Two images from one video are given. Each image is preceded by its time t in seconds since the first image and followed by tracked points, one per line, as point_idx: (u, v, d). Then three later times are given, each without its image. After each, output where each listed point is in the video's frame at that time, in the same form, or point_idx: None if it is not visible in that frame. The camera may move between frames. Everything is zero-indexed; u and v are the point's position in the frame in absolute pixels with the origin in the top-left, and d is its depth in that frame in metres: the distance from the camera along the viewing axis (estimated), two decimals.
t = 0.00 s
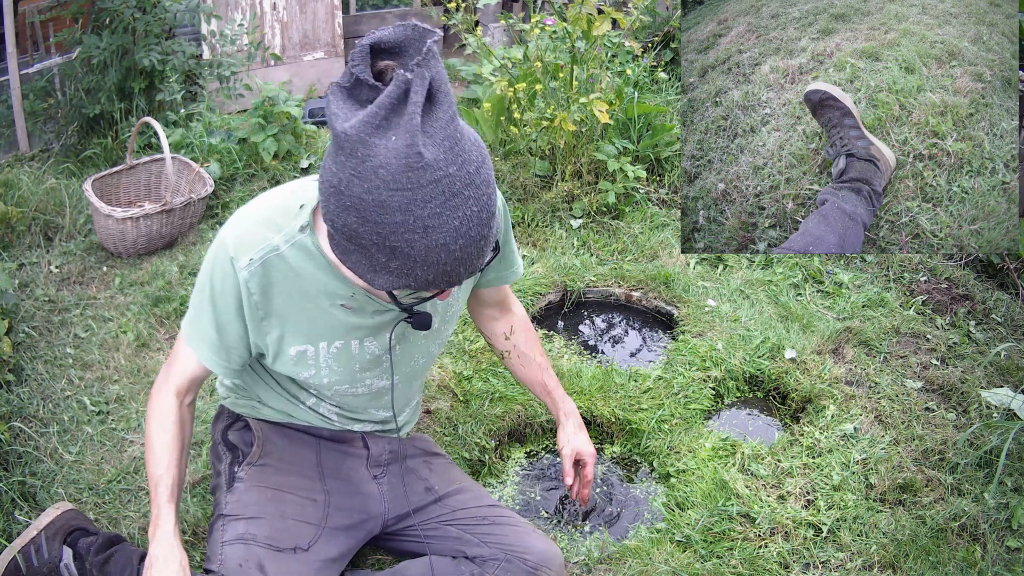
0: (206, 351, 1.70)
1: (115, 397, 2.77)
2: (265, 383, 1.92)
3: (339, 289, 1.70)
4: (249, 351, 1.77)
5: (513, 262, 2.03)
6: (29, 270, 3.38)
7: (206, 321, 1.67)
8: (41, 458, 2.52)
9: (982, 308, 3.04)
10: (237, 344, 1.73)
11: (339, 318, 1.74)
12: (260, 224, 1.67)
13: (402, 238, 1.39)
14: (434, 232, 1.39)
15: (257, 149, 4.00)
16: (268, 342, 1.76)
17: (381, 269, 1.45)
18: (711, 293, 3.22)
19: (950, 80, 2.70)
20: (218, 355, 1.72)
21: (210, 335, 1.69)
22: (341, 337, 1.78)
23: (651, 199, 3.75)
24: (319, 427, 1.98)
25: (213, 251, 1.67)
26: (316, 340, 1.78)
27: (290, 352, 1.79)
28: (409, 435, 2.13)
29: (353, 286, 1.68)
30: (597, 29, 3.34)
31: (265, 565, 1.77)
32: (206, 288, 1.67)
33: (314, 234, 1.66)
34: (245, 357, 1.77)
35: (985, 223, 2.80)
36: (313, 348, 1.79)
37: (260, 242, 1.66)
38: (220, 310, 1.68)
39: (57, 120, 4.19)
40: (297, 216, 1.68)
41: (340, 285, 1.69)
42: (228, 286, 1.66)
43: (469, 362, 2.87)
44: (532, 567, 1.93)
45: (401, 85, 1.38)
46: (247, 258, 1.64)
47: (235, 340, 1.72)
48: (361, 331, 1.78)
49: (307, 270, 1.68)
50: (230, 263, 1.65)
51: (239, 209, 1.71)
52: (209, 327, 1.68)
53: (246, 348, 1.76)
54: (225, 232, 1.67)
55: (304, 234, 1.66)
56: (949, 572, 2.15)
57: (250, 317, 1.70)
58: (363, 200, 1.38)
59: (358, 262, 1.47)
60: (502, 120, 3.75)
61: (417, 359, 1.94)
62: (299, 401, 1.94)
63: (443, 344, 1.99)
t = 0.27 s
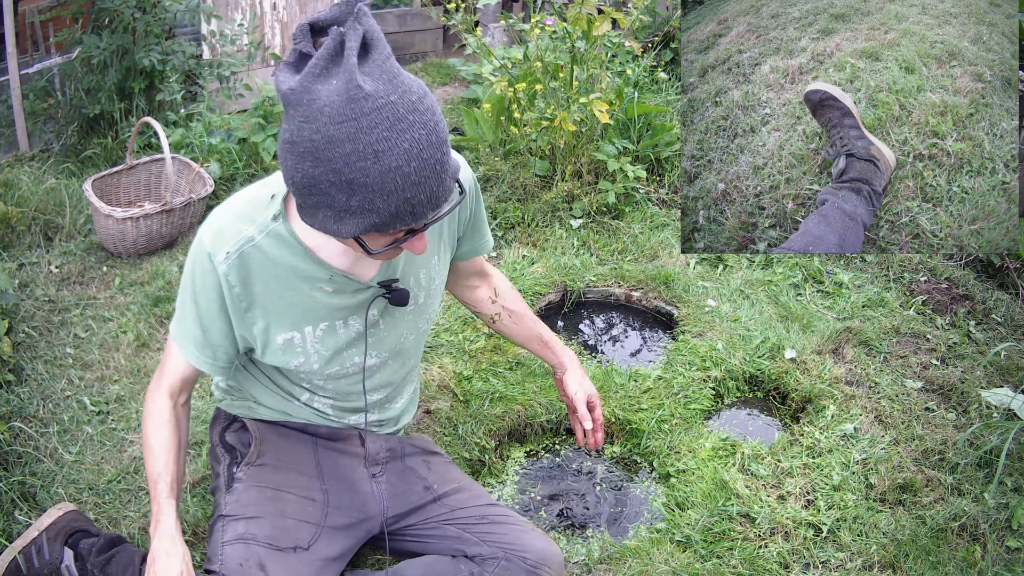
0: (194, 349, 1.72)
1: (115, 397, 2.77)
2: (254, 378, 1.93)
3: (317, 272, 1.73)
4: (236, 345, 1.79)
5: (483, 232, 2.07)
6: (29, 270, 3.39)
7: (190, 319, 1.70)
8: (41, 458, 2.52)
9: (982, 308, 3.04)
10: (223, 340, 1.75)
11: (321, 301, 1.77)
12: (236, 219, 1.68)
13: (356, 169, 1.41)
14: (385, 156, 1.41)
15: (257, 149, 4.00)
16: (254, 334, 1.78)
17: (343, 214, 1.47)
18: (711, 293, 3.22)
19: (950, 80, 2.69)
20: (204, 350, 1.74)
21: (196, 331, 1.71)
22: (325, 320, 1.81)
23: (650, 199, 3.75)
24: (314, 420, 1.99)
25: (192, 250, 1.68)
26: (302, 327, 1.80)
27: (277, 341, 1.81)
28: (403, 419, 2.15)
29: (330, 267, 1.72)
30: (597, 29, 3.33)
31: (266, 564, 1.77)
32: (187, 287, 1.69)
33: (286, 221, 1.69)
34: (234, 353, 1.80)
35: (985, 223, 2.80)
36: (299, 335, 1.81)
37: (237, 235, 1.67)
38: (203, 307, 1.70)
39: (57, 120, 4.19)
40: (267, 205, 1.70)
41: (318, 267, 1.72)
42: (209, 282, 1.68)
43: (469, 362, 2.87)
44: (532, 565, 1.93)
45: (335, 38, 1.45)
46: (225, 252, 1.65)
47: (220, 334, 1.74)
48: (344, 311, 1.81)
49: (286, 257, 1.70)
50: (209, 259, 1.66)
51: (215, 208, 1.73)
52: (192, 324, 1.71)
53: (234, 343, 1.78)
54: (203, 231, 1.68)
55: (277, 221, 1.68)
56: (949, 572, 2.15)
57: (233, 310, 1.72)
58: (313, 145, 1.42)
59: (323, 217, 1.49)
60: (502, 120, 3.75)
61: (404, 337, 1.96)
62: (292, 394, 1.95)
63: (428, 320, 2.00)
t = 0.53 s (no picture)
0: (194, 348, 1.76)
1: (115, 397, 2.77)
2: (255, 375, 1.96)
3: (313, 267, 1.75)
4: (237, 342, 1.82)
5: (475, 222, 2.10)
6: (29, 270, 3.39)
7: (189, 319, 1.74)
8: (41, 458, 2.52)
9: (982, 308, 3.04)
10: (222, 339, 1.78)
11: (318, 295, 1.79)
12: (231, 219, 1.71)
13: (355, 101, 1.46)
14: (376, 79, 1.48)
15: (258, 149, 4.00)
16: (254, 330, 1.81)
17: (360, 153, 1.50)
18: (711, 293, 3.22)
19: (950, 80, 2.69)
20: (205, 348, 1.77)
21: (195, 331, 1.75)
22: (323, 314, 1.82)
23: (650, 199, 3.75)
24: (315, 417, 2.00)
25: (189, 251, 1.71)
26: (301, 320, 1.82)
27: (276, 335, 1.83)
28: (405, 413, 2.15)
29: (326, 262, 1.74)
30: (597, 29, 3.33)
31: (265, 561, 1.78)
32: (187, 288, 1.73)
33: (279, 217, 1.71)
34: (236, 351, 1.82)
35: (985, 223, 2.80)
36: (299, 329, 1.82)
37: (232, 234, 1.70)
38: (200, 306, 1.73)
39: (58, 120, 4.19)
40: (260, 203, 1.73)
41: (313, 259, 1.74)
42: (206, 281, 1.71)
43: (469, 362, 2.87)
44: (532, 565, 1.93)
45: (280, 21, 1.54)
46: (219, 252, 1.68)
47: (219, 333, 1.77)
48: (341, 305, 1.82)
49: (281, 253, 1.72)
50: (205, 259, 1.69)
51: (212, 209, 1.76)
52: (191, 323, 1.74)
53: (234, 340, 1.81)
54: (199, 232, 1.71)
55: (270, 219, 1.70)
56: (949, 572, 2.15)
57: (231, 308, 1.75)
58: (304, 100, 1.46)
59: (342, 171, 1.52)
60: (502, 120, 3.75)
61: (404, 328, 1.96)
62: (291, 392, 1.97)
63: (428, 310, 2.00)
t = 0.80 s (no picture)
0: (191, 339, 1.76)
1: (115, 397, 2.77)
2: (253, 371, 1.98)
3: (312, 257, 1.76)
4: (235, 334, 1.82)
5: (468, 217, 2.14)
6: (29, 270, 3.38)
7: (188, 309, 1.74)
8: (41, 458, 2.52)
9: (982, 308, 3.04)
10: (220, 330, 1.79)
11: (317, 286, 1.79)
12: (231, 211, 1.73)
13: (359, 63, 1.49)
14: (375, 41, 1.51)
15: (257, 149, 4.00)
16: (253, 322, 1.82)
17: (371, 115, 1.52)
18: (711, 293, 3.22)
19: (950, 80, 2.69)
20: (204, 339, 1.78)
21: (194, 322, 1.76)
22: (322, 305, 1.83)
23: (650, 199, 3.75)
24: (315, 414, 2.01)
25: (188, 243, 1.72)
26: (300, 311, 1.82)
27: (275, 327, 1.83)
28: (405, 411, 2.16)
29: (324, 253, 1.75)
30: (597, 29, 3.33)
31: (265, 561, 1.78)
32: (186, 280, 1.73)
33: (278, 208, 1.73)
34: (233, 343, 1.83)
35: (985, 223, 2.80)
36: (297, 320, 1.83)
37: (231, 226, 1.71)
38: (199, 297, 1.74)
39: (57, 120, 4.19)
40: (259, 195, 1.75)
41: (312, 250, 1.75)
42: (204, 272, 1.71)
43: (469, 362, 2.87)
44: (531, 565, 1.93)
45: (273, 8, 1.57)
46: (218, 242, 1.69)
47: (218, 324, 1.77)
48: (340, 295, 1.83)
49: (281, 243, 1.73)
50: (204, 251, 1.70)
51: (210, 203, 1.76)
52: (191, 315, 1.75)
53: (232, 332, 1.81)
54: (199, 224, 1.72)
55: (270, 210, 1.71)
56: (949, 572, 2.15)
57: (230, 299, 1.75)
58: (310, 70, 1.48)
59: (354, 137, 1.53)
60: (502, 120, 3.76)
61: (404, 320, 1.97)
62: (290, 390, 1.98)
63: (427, 304, 2.01)
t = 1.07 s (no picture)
0: (188, 328, 1.77)
1: (115, 397, 2.77)
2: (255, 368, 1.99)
3: (317, 251, 1.76)
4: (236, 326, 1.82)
5: (464, 217, 2.17)
6: (29, 270, 3.38)
7: (189, 300, 1.74)
8: (41, 458, 2.52)
9: (982, 307, 3.04)
10: (219, 321, 1.79)
11: (321, 281, 1.79)
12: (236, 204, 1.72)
13: (303, 49, 1.55)
14: (326, 31, 1.55)
15: (257, 149, 4.00)
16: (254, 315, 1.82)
17: (301, 100, 1.56)
18: (711, 293, 3.22)
19: (950, 80, 2.69)
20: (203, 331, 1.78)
21: (194, 313, 1.76)
22: (325, 300, 1.83)
23: (650, 199, 3.75)
24: (316, 414, 2.02)
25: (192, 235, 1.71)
26: (304, 306, 1.82)
27: (277, 321, 1.83)
28: (403, 408, 2.18)
29: (330, 247, 1.75)
30: (597, 29, 3.33)
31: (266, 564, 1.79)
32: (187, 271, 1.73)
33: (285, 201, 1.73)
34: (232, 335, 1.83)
35: (985, 223, 2.80)
36: (300, 315, 1.83)
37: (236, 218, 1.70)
38: (203, 289, 1.73)
39: (57, 120, 4.19)
40: (265, 187, 1.75)
41: (318, 243, 1.75)
42: (207, 265, 1.70)
43: (469, 362, 2.87)
44: (532, 565, 1.93)
45: None
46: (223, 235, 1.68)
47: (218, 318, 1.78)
48: (344, 291, 1.83)
49: (286, 236, 1.73)
50: (208, 243, 1.69)
51: (215, 196, 1.76)
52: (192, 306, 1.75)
53: (233, 324, 1.81)
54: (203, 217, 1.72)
55: (276, 202, 1.71)
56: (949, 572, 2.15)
57: (235, 291, 1.74)
58: (276, 48, 1.59)
59: (289, 118, 1.60)
60: (502, 120, 3.76)
61: (405, 318, 1.98)
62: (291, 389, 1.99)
63: (428, 302, 2.02)
